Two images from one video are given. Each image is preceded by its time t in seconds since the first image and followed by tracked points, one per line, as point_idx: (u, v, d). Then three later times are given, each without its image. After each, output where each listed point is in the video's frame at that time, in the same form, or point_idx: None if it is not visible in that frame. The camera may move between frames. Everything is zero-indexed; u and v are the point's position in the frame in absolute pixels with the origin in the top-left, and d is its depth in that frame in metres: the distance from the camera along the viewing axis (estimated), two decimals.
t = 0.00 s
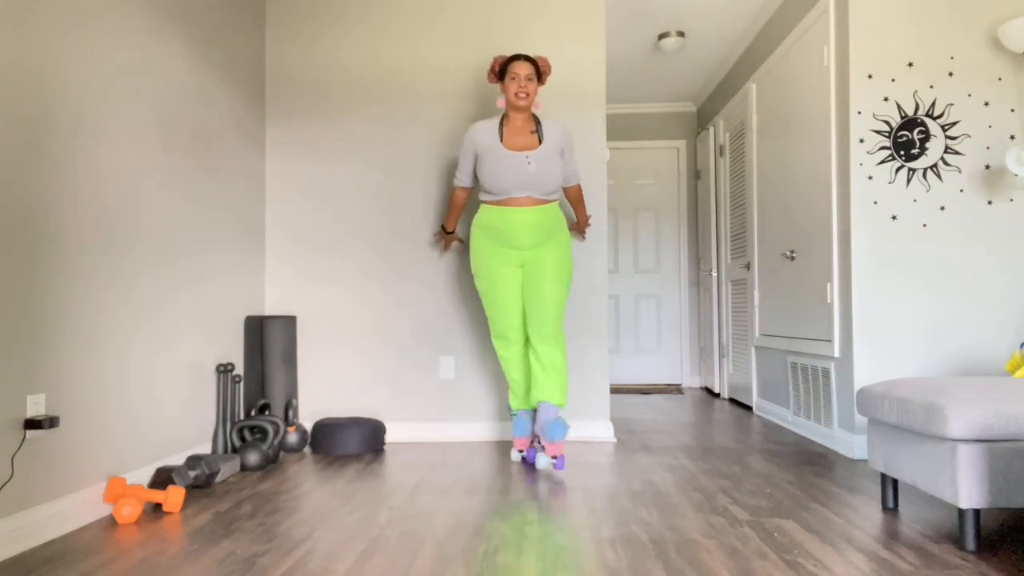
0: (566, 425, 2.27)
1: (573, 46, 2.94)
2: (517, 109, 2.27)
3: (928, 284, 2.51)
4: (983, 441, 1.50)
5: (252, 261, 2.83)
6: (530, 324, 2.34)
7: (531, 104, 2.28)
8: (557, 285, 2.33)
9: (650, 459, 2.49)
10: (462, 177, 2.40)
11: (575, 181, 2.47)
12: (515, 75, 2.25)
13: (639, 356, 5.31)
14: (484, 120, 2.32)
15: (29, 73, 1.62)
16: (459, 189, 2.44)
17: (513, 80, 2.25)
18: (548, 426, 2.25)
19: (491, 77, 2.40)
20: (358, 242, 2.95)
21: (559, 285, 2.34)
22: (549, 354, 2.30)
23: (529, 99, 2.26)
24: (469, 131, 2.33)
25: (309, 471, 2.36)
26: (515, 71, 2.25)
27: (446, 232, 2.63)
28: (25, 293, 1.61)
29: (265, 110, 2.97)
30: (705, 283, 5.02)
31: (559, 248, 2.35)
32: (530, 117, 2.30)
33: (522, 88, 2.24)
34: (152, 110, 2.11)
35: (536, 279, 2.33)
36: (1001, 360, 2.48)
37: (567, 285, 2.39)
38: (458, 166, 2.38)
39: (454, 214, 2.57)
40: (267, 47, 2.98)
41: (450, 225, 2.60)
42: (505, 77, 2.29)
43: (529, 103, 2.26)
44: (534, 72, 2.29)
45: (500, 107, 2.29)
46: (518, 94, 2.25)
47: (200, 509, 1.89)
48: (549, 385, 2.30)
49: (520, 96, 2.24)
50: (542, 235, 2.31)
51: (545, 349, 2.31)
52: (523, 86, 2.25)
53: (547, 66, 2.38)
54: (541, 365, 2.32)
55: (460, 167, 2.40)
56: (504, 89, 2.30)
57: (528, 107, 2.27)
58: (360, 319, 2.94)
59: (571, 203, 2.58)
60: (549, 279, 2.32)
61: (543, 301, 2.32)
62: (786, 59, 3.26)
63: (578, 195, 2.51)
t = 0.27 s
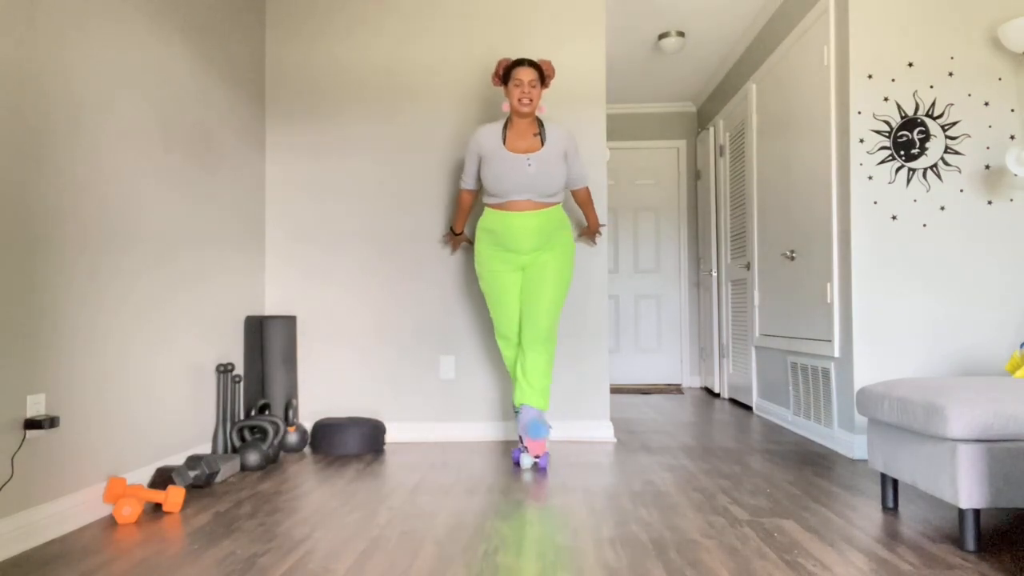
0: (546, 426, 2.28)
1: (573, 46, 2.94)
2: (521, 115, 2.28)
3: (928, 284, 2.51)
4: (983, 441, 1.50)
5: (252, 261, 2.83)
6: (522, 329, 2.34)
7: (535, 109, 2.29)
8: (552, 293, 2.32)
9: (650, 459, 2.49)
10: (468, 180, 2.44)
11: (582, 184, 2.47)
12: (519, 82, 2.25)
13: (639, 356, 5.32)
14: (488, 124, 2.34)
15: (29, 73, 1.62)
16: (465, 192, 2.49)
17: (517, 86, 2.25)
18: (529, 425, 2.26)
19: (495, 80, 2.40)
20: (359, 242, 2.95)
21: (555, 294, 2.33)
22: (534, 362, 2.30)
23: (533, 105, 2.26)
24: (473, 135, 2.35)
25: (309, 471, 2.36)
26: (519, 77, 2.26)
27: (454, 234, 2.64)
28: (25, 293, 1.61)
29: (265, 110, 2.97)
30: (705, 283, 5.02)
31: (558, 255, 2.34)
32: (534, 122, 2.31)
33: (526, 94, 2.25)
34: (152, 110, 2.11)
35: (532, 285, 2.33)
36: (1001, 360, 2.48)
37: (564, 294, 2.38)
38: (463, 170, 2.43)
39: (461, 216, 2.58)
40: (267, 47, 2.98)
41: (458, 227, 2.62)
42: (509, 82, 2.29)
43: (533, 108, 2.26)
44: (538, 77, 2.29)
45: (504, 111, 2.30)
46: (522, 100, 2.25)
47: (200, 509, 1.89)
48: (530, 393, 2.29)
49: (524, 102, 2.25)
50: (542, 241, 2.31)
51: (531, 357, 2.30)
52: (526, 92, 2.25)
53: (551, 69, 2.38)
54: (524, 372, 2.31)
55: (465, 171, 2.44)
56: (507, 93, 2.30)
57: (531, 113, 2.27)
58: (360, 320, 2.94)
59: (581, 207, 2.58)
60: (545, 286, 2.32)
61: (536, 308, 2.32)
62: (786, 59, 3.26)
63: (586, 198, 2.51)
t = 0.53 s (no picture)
0: (544, 426, 2.29)
1: (573, 47, 2.94)
2: (519, 121, 2.30)
3: (928, 284, 2.51)
4: (983, 441, 1.50)
5: (252, 261, 2.83)
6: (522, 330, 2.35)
7: (532, 114, 2.30)
8: (551, 295, 2.32)
9: (650, 459, 2.49)
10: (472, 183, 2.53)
11: (590, 184, 2.41)
12: (517, 88, 2.26)
13: (639, 356, 5.32)
14: (489, 128, 2.38)
15: (29, 72, 1.62)
16: (471, 194, 2.61)
17: (514, 93, 2.26)
18: (526, 425, 2.28)
19: (495, 82, 2.41)
20: (358, 242, 2.95)
21: (554, 296, 2.32)
22: (531, 364, 2.30)
23: (530, 110, 2.28)
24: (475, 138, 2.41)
25: (309, 471, 2.36)
26: (517, 83, 2.26)
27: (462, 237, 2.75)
28: (25, 294, 1.61)
29: (266, 110, 2.97)
30: (705, 283, 5.02)
31: (558, 256, 2.33)
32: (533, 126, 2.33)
33: (523, 100, 2.26)
34: (152, 110, 2.11)
35: (532, 286, 2.32)
36: (1001, 360, 2.48)
37: (564, 295, 2.37)
38: (468, 173, 2.52)
39: (468, 219, 2.69)
40: (267, 47, 2.98)
41: (467, 228, 2.74)
42: (507, 87, 2.31)
43: (530, 114, 2.28)
44: (537, 82, 2.30)
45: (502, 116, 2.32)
46: (519, 106, 2.27)
47: (200, 509, 1.89)
48: (528, 394, 2.31)
49: (521, 108, 2.26)
50: (540, 243, 2.30)
51: (529, 359, 2.31)
52: (524, 97, 2.27)
53: (551, 73, 2.38)
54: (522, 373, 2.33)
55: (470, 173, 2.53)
56: (506, 98, 2.32)
57: (529, 118, 2.29)
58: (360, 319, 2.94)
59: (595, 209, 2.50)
60: (544, 288, 2.31)
61: (534, 310, 2.32)
62: (786, 59, 3.26)
63: (596, 199, 2.45)
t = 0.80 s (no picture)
0: (542, 425, 2.29)
1: (573, 46, 2.94)
2: (519, 122, 2.29)
3: (928, 284, 2.51)
4: (983, 441, 1.50)
5: (252, 261, 2.83)
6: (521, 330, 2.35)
7: (532, 116, 2.29)
8: (551, 296, 2.31)
9: (650, 459, 2.49)
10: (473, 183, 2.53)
11: (590, 186, 2.38)
12: (516, 89, 2.26)
13: (639, 356, 5.31)
14: (491, 130, 2.38)
15: (29, 72, 1.62)
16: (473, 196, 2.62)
17: (514, 94, 2.26)
18: (525, 425, 2.28)
19: (495, 84, 2.41)
20: (359, 241, 2.95)
21: (553, 297, 2.32)
22: (529, 365, 2.30)
23: (529, 111, 2.27)
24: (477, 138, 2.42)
25: (309, 471, 2.36)
26: (516, 84, 2.26)
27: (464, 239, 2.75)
28: (25, 293, 1.61)
29: (266, 110, 2.97)
30: (705, 283, 5.02)
31: (557, 257, 2.33)
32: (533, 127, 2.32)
33: (522, 101, 2.25)
34: (153, 110, 2.11)
35: (531, 286, 2.32)
36: (1001, 360, 2.48)
37: (564, 296, 2.36)
38: (470, 173, 2.53)
39: (469, 221, 2.69)
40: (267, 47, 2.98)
41: (468, 232, 2.73)
42: (507, 88, 2.30)
43: (530, 115, 2.27)
44: (537, 83, 2.30)
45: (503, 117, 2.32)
46: (519, 107, 2.26)
47: (200, 509, 1.89)
48: (526, 394, 2.31)
49: (520, 109, 2.26)
50: (539, 242, 2.31)
51: (527, 359, 2.31)
52: (523, 98, 2.26)
53: (551, 74, 2.37)
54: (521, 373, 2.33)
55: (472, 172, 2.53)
56: (506, 99, 2.31)
57: (529, 119, 2.28)
58: (360, 319, 2.94)
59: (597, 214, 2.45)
60: (543, 288, 2.31)
61: (533, 310, 2.31)
62: (786, 59, 3.26)
63: (598, 203, 2.40)
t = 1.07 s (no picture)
0: (542, 425, 2.29)
1: (573, 46, 2.94)
2: (521, 119, 2.29)
3: (928, 284, 2.51)
4: (983, 441, 1.50)
5: (252, 261, 2.83)
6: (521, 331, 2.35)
7: (533, 112, 2.29)
8: (551, 297, 2.31)
9: (650, 459, 2.49)
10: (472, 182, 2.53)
11: (589, 188, 2.38)
12: (519, 84, 2.26)
13: (639, 356, 5.31)
14: (491, 128, 2.38)
15: (29, 72, 1.62)
16: (471, 194, 2.61)
17: (516, 89, 2.26)
18: (525, 425, 2.28)
19: (496, 83, 2.41)
20: (359, 241, 2.95)
21: (554, 298, 2.31)
22: (529, 366, 2.30)
23: (531, 108, 2.27)
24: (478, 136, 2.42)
25: (309, 471, 2.36)
26: (519, 79, 2.27)
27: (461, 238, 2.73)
28: (24, 293, 1.61)
29: (266, 110, 2.97)
30: (705, 283, 5.02)
31: (558, 257, 2.32)
32: (534, 125, 2.32)
33: (524, 97, 2.25)
34: (153, 110, 2.11)
35: (532, 287, 2.32)
36: (1001, 360, 2.48)
37: (565, 297, 2.36)
38: (469, 172, 2.52)
39: (467, 220, 2.68)
40: (267, 47, 2.98)
41: (466, 231, 2.72)
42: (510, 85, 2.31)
43: (532, 111, 2.27)
44: (539, 80, 2.30)
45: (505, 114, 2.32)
46: (521, 103, 2.26)
47: (200, 509, 1.89)
48: (526, 395, 2.31)
49: (522, 104, 2.25)
50: (539, 243, 2.30)
51: (527, 360, 2.31)
52: (525, 94, 2.26)
53: (553, 73, 2.38)
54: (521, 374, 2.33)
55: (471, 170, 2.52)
56: (508, 96, 2.32)
57: (531, 116, 2.28)
58: (360, 319, 2.94)
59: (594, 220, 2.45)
60: (543, 289, 2.31)
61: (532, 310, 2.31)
62: (786, 59, 3.26)
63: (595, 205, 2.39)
